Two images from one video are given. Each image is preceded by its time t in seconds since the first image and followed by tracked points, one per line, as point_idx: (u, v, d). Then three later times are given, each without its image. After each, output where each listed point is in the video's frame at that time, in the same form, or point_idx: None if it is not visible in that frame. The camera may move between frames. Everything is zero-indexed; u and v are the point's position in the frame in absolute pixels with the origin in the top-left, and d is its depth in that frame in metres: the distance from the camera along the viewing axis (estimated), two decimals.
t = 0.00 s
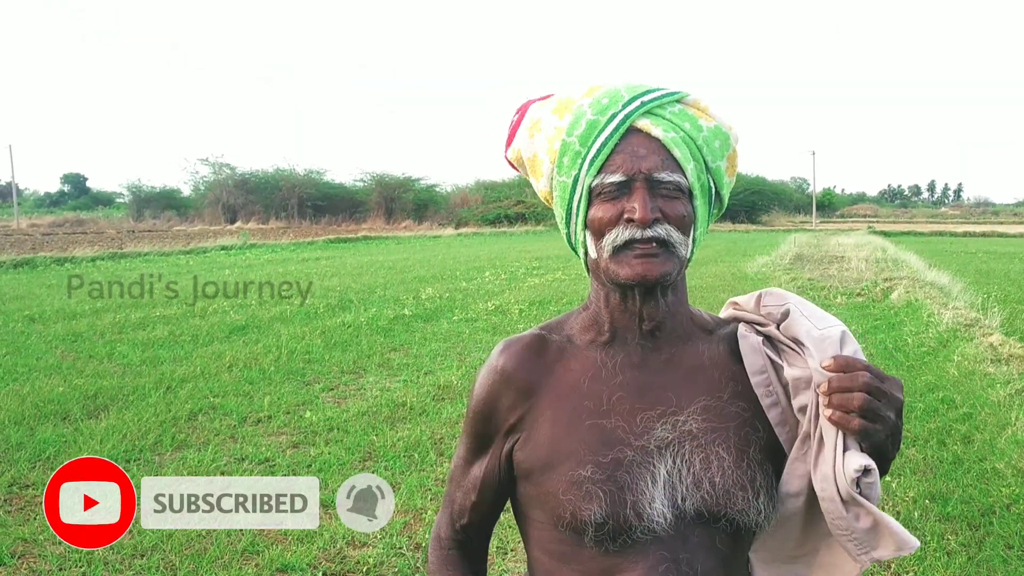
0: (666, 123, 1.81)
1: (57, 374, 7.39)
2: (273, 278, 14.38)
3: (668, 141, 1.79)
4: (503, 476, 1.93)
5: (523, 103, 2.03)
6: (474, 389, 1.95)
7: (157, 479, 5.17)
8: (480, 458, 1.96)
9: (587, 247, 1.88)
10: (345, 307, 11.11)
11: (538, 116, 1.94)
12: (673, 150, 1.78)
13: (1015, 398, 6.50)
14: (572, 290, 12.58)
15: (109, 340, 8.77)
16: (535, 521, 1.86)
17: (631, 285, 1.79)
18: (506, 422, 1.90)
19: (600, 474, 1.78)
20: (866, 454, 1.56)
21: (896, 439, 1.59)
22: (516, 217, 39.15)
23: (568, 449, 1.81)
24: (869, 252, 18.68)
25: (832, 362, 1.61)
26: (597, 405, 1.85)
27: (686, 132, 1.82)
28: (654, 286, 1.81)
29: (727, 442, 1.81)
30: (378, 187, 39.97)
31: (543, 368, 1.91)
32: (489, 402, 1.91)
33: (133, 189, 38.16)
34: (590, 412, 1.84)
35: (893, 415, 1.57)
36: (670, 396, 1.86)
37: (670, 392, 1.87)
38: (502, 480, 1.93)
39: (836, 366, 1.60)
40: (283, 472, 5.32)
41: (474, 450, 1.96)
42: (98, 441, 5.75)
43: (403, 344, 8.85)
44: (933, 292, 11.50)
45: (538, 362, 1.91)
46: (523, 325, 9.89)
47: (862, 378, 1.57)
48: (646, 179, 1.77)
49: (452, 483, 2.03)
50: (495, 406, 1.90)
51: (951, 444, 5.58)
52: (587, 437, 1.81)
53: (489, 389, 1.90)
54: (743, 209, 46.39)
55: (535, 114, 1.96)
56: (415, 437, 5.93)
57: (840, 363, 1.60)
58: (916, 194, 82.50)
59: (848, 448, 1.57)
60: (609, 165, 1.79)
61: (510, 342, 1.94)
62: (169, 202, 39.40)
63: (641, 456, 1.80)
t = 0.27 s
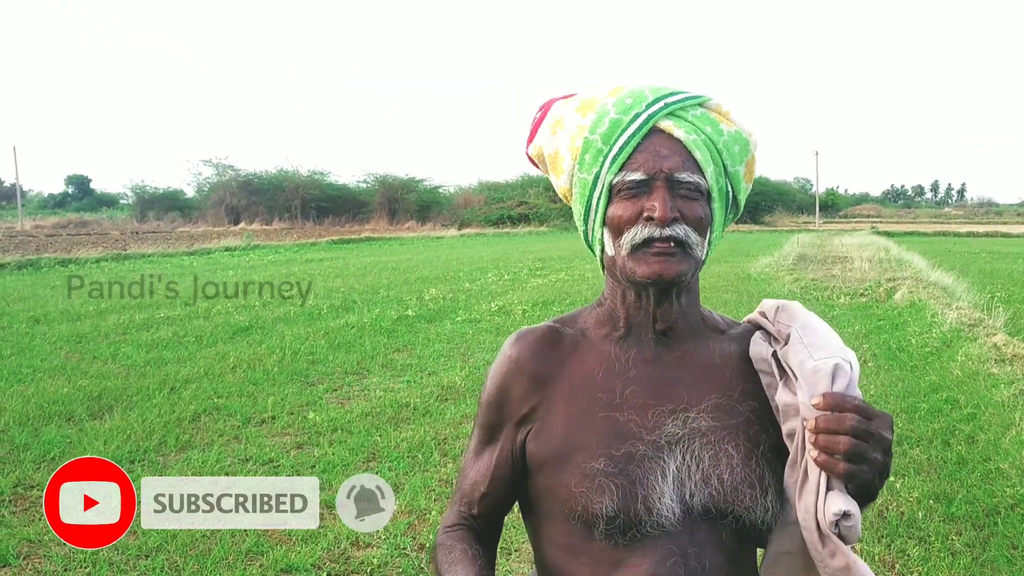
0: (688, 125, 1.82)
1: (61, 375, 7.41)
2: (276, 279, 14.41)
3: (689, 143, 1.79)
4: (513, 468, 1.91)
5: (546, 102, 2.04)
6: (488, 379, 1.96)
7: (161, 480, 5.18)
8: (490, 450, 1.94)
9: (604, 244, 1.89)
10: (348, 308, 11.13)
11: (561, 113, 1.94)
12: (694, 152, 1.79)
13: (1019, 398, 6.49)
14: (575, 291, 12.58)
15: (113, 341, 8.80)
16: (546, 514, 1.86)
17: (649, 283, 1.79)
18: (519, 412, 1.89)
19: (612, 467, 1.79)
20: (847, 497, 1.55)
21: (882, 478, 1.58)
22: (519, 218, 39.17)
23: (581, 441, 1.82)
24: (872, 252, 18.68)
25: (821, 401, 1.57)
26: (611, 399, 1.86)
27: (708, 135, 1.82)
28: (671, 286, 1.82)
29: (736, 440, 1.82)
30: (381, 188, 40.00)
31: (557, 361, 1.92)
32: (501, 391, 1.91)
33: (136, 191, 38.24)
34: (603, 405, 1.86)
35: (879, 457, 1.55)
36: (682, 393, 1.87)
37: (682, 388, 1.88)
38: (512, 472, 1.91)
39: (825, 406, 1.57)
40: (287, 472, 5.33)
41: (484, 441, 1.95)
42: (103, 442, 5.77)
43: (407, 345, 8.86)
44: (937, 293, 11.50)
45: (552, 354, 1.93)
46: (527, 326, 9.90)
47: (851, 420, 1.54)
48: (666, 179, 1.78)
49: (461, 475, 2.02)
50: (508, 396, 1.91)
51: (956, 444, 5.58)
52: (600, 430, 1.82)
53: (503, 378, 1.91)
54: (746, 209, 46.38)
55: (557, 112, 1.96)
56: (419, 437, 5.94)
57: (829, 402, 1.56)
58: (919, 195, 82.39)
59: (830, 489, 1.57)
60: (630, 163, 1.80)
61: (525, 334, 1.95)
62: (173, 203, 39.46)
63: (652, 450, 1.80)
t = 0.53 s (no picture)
0: (722, 130, 1.87)
1: (65, 375, 7.43)
2: (279, 279, 14.42)
3: (725, 146, 1.84)
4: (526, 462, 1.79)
5: (567, 92, 2.00)
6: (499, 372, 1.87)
7: (165, 480, 5.19)
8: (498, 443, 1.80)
9: (631, 239, 1.87)
10: (352, 307, 11.14)
11: (588, 103, 1.90)
12: (728, 156, 1.84)
13: None
14: (578, 291, 12.57)
15: (117, 341, 8.81)
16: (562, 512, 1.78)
17: (686, 279, 1.79)
18: (536, 403, 1.81)
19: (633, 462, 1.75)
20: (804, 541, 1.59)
21: (840, 519, 1.58)
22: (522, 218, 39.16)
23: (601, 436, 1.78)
24: (876, 252, 18.65)
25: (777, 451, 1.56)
26: (627, 394, 1.85)
27: (737, 141, 1.88)
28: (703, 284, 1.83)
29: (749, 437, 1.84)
30: (385, 188, 40.01)
31: (574, 355, 1.88)
32: (516, 382, 1.82)
33: (140, 191, 38.30)
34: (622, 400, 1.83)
35: (835, 509, 1.54)
36: (696, 389, 1.86)
37: (696, 385, 1.87)
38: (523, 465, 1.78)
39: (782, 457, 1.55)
40: (290, 472, 5.33)
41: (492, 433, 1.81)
42: (106, 441, 5.78)
43: (410, 344, 8.86)
44: (941, 292, 11.47)
45: (568, 348, 1.88)
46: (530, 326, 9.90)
47: (808, 471, 1.52)
48: (706, 179, 1.81)
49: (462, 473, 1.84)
50: (523, 387, 1.81)
51: (960, 444, 5.57)
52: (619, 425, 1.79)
53: (519, 369, 1.83)
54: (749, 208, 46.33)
55: (584, 101, 1.91)
56: (422, 437, 5.94)
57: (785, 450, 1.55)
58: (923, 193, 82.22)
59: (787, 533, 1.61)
60: (672, 159, 1.80)
61: (539, 327, 1.90)
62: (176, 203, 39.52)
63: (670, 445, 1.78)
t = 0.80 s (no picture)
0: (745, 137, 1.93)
1: (69, 375, 7.44)
2: (283, 280, 14.43)
3: (751, 154, 1.91)
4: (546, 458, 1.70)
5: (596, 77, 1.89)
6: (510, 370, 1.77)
7: (169, 480, 5.19)
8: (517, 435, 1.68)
9: (662, 237, 1.81)
10: (355, 308, 11.15)
11: (627, 93, 1.81)
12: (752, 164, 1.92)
13: None
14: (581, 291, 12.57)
15: (121, 341, 8.83)
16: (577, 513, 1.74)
17: (724, 280, 1.80)
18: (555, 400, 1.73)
19: (652, 462, 1.72)
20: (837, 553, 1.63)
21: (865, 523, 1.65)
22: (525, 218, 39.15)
23: (619, 435, 1.73)
24: (880, 251, 18.63)
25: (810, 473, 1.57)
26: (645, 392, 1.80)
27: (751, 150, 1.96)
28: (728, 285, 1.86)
29: (760, 435, 1.86)
30: (387, 188, 40.02)
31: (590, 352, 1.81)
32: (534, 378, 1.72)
33: (143, 191, 38.36)
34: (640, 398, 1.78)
35: (865, 516, 1.59)
36: (711, 388, 1.85)
37: (710, 384, 1.85)
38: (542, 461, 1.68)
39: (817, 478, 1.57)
40: (294, 472, 5.34)
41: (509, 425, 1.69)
42: (111, 442, 5.79)
43: (414, 345, 8.87)
44: (945, 292, 11.46)
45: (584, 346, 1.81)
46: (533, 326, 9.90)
47: (842, 484, 1.56)
48: (741, 185, 1.86)
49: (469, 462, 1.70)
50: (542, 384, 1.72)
51: (964, 444, 5.57)
52: (638, 424, 1.75)
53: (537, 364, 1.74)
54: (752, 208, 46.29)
55: (621, 91, 1.82)
56: (426, 437, 5.94)
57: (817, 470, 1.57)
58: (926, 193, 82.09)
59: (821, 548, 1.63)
60: (715, 163, 1.82)
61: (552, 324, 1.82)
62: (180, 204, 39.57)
63: (687, 444, 1.76)
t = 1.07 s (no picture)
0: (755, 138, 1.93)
1: (73, 376, 7.46)
2: (286, 280, 14.45)
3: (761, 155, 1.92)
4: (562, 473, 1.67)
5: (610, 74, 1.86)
6: (522, 380, 1.74)
7: (173, 481, 5.20)
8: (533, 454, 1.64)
9: (679, 238, 1.80)
10: (358, 308, 11.16)
11: (643, 91, 1.79)
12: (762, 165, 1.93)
13: None
14: (584, 291, 12.57)
15: (125, 342, 8.84)
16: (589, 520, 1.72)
17: (740, 281, 1.80)
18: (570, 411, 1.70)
19: (666, 465, 1.71)
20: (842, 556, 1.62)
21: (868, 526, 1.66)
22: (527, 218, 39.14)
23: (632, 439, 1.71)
24: (883, 252, 18.62)
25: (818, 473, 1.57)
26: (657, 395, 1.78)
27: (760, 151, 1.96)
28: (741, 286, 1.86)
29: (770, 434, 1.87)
30: (390, 189, 40.04)
31: (600, 358, 1.79)
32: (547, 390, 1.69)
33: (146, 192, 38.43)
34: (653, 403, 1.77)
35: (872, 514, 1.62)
36: (722, 388, 1.84)
37: (721, 384, 1.85)
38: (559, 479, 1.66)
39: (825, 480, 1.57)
40: (298, 473, 5.35)
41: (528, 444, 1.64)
42: (114, 442, 5.80)
43: (417, 345, 8.88)
44: (949, 291, 11.45)
45: (595, 352, 1.79)
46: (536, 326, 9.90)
47: (853, 484, 1.57)
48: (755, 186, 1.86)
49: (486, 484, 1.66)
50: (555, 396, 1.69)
51: (968, 444, 5.56)
52: (651, 427, 1.73)
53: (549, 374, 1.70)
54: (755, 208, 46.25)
55: (637, 89, 1.80)
56: (430, 437, 5.95)
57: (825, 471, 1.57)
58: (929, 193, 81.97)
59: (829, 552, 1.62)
60: (732, 163, 1.81)
61: (563, 331, 1.79)
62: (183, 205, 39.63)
63: (701, 446, 1.75)
